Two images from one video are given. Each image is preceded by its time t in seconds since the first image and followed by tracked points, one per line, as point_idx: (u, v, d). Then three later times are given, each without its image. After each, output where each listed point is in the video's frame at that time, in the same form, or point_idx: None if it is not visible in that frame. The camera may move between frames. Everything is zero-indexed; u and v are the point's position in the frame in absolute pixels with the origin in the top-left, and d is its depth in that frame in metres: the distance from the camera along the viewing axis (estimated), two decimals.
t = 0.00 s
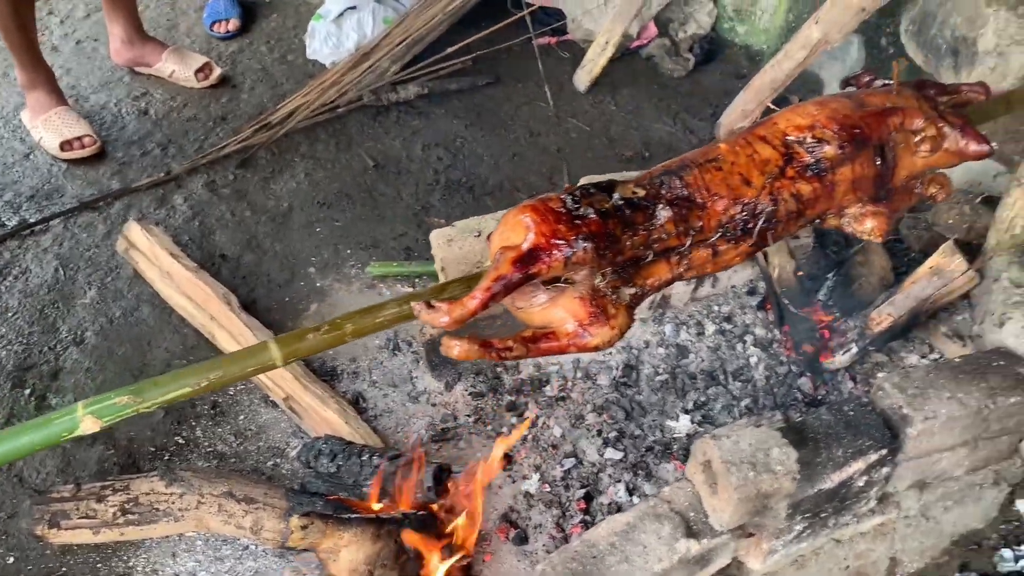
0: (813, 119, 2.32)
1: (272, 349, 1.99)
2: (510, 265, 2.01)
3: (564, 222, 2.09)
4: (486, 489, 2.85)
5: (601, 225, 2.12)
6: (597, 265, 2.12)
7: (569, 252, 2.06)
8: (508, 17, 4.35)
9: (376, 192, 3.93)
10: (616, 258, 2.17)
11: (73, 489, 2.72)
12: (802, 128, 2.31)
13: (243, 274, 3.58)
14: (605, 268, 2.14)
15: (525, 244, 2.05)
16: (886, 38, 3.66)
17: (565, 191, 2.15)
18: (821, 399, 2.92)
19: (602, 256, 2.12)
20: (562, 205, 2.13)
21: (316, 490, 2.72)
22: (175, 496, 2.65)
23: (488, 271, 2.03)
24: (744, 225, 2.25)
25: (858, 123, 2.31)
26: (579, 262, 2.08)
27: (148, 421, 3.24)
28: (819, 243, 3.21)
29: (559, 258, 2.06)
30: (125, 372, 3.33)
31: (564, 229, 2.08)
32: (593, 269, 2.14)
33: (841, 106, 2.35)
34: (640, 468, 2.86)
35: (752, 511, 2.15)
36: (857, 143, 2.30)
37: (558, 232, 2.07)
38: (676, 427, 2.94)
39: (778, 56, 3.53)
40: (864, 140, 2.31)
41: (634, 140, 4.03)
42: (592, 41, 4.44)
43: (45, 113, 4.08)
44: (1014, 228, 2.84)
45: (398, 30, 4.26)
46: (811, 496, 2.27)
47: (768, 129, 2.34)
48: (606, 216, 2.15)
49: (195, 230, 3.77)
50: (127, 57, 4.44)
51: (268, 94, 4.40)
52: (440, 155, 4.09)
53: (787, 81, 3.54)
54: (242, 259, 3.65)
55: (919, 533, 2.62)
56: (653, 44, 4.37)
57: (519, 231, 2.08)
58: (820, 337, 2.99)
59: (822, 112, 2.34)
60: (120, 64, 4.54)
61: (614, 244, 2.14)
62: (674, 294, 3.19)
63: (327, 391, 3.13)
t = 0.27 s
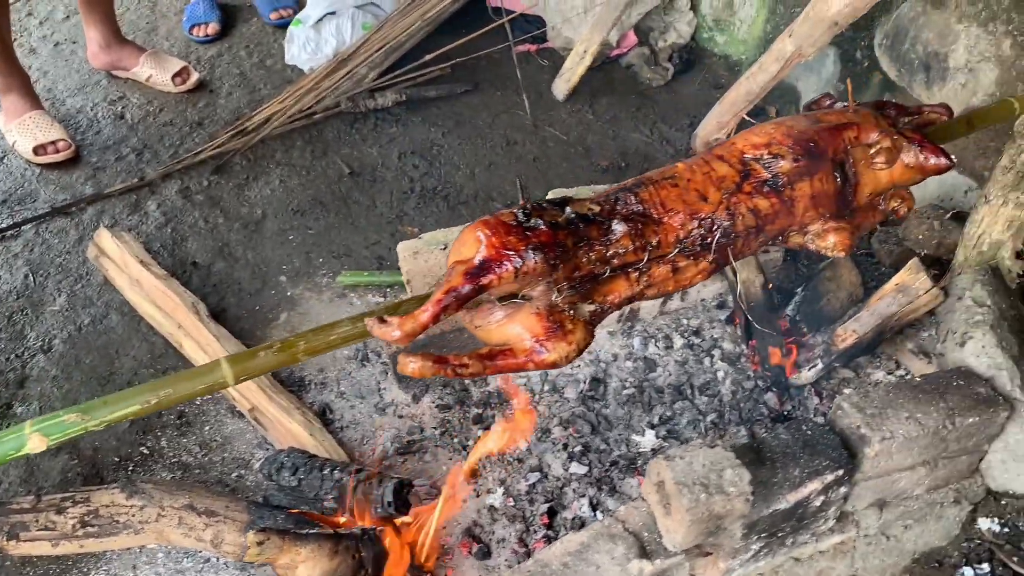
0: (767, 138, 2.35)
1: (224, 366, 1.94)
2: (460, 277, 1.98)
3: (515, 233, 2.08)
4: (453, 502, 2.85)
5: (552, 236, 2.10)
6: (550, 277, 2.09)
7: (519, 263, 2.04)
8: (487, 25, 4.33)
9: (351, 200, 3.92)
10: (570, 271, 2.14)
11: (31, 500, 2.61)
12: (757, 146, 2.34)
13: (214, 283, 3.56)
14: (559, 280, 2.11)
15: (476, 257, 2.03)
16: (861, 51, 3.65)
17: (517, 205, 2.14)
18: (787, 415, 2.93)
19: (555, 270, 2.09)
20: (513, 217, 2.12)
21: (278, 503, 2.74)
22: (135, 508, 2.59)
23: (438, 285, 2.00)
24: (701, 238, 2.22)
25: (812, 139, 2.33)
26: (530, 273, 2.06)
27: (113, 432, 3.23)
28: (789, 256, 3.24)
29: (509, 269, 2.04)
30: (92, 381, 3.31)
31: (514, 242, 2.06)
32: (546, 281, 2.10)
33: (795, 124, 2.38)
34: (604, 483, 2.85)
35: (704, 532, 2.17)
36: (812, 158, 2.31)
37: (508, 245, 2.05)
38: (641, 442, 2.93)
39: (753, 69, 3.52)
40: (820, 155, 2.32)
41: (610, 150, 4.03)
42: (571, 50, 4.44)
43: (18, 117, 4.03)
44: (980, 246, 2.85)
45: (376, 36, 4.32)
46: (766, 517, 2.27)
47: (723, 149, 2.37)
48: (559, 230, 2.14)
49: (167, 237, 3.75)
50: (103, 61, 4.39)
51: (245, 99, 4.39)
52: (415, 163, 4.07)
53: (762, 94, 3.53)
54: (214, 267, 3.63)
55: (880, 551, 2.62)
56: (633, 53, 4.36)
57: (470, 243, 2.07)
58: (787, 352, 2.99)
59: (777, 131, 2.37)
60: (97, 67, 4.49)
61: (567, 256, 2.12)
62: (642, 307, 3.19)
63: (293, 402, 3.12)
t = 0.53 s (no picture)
0: (732, 154, 2.42)
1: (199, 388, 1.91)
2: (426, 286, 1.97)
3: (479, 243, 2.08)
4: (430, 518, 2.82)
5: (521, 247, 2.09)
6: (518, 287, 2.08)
7: (486, 271, 2.01)
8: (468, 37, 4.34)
9: (332, 213, 3.91)
10: (540, 283, 2.15)
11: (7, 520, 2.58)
12: (723, 161, 2.40)
13: (193, 297, 3.55)
14: (527, 289, 2.09)
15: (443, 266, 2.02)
16: (839, 62, 3.67)
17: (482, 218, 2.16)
18: (765, 426, 2.93)
19: (524, 278, 2.08)
20: (480, 230, 2.14)
21: (255, 520, 2.75)
22: (112, 528, 2.59)
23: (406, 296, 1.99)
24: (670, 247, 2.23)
25: (775, 149, 2.41)
26: (498, 282, 2.04)
27: (91, 449, 3.21)
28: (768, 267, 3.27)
29: (475, 278, 2.01)
30: (70, 397, 3.29)
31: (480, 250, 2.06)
32: (514, 291, 2.09)
33: (759, 140, 2.46)
34: (583, 496, 2.81)
35: (678, 548, 2.18)
36: (774, 168, 2.37)
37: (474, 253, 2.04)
38: (620, 455, 2.92)
39: (731, 80, 3.51)
40: (784, 165, 2.39)
41: (591, 161, 4.06)
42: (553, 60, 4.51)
43: None
44: (955, 257, 2.88)
45: (358, 48, 4.31)
46: (741, 531, 2.29)
47: (690, 166, 2.43)
48: (525, 240, 2.15)
49: (147, 252, 3.74)
50: (85, 74, 4.40)
51: (227, 112, 4.40)
52: (397, 175, 4.08)
53: (740, 104, 3.52)
54: (194, 281, 3.62)
55: (858, 562, 2.64)
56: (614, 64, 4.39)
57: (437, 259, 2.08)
58: (765, 363, 3.00)
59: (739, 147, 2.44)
60: (78, 81, 4.49)
61: (536, 266, 2.12)
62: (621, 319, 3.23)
63: (271, 417, 3.10)
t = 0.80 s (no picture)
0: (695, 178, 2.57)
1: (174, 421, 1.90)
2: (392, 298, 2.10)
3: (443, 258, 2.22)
4: (411, 544, 2.81)
5: (488, 261, 2.25)
6: (483, 296, 2.17)
7: (447, 279, 2.13)
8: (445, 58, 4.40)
9: (310, 237, 3.91)
10: (509, 297, 2.24)
11: None
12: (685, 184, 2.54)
13: (172, 324, 3.53)
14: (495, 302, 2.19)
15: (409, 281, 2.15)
16: (812, 78, 3.70)
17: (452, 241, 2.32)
18: (745, 444, 2.94)
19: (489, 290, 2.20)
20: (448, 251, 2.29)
21: (236, 551, 2.73)
22: (89, 562, 2.53)
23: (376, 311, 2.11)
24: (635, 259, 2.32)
25: (731, 164, 2.53)
26: (461, 287, 2.14)
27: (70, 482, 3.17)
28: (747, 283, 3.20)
29: (438, 287, 2.12)
30: (49, 429, 3.26)
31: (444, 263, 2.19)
32: (481, 302, 2.17)
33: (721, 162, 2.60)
34: (566, 519, 2.81)
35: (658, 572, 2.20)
36: (730, 178, 2.48)
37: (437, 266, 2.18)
38: (602, 476, 2.91)
39: (706, 98, 3.57)
40: (743, 179, 2.49)
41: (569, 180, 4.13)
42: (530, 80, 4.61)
43: None
44: (930, 271, 2.91)
45: (336, 72, 4.34)
46: (721, 553, 2.28)
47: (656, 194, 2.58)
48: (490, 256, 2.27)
49: (126, 279, 3.71)
50: (61, 100, 4.37)
51: (205, 137, 4.42)
52: (376, 197, 4.09)
53: (716, 121, 3.58)
54: (172, 308, 3.60)
55: None
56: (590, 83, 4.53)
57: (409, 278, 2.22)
58: (745, 379, 3.01)
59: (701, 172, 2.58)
60: (54, 108, 4.48)
61: (503, 281, 2.25)
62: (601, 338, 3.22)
63: (252, 446, 3.08)
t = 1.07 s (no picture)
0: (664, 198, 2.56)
1: (140, 460, 1.60)
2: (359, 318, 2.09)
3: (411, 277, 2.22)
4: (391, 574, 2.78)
5: (453, 277, 2.20)
6: (451, 316, 2.19)
7: (412, 294, 2.11)
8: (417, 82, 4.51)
9: (286, 263, 3.89)
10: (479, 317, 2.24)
11: None
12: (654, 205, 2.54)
13: (147, 355, 3.48)
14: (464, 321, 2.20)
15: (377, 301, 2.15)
16: (782, 98, 3.75)
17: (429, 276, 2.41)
18: (725, 465, 2.94)
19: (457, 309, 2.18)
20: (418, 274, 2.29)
21: None
22: None
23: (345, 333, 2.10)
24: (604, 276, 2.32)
25: (698, 180, 2.50)
26: (427, 302, 2.12)
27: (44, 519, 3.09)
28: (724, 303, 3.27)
29: (405, 305, 2.10)
30: (21, 466, 3.20)
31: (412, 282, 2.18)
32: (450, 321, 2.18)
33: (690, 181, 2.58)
34: (547, 545, 2.79)
35: None
36: (693, 192, 2.45)
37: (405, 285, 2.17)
38: (582, 500, 2.90)
39: (679, 119, 3.59)
40: (711, 195, 2.45)
41: (544, 203, 4.17)
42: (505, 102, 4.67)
43: None
44: (903, 288, 2.94)
45: (311, 97, 4.43)
46: None
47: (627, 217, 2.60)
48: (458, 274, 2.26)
49: (99, 310, 3.66)
50: (31, 129, 4.33)
51: (178, 164, 4.41)
52: (352, 222, 4.09)
53: (688, 142, 3.60)
54: (147, 339, 3.55)
55: None
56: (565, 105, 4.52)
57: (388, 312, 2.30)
58: (723, 401, 3.00)
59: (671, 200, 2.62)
60: (24, 137, 4.43)
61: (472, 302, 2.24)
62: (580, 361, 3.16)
63: (229, 478, 3.02)
